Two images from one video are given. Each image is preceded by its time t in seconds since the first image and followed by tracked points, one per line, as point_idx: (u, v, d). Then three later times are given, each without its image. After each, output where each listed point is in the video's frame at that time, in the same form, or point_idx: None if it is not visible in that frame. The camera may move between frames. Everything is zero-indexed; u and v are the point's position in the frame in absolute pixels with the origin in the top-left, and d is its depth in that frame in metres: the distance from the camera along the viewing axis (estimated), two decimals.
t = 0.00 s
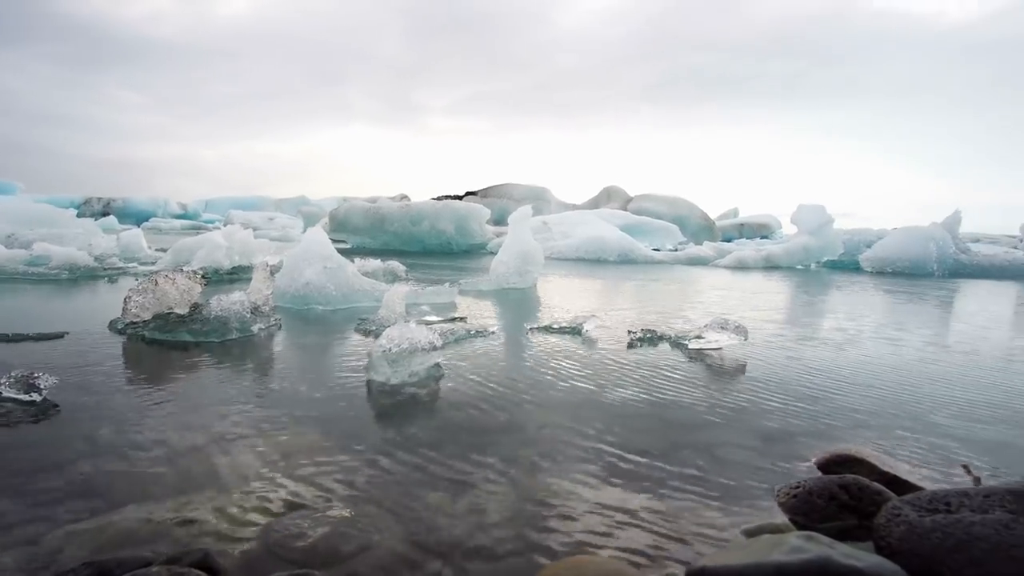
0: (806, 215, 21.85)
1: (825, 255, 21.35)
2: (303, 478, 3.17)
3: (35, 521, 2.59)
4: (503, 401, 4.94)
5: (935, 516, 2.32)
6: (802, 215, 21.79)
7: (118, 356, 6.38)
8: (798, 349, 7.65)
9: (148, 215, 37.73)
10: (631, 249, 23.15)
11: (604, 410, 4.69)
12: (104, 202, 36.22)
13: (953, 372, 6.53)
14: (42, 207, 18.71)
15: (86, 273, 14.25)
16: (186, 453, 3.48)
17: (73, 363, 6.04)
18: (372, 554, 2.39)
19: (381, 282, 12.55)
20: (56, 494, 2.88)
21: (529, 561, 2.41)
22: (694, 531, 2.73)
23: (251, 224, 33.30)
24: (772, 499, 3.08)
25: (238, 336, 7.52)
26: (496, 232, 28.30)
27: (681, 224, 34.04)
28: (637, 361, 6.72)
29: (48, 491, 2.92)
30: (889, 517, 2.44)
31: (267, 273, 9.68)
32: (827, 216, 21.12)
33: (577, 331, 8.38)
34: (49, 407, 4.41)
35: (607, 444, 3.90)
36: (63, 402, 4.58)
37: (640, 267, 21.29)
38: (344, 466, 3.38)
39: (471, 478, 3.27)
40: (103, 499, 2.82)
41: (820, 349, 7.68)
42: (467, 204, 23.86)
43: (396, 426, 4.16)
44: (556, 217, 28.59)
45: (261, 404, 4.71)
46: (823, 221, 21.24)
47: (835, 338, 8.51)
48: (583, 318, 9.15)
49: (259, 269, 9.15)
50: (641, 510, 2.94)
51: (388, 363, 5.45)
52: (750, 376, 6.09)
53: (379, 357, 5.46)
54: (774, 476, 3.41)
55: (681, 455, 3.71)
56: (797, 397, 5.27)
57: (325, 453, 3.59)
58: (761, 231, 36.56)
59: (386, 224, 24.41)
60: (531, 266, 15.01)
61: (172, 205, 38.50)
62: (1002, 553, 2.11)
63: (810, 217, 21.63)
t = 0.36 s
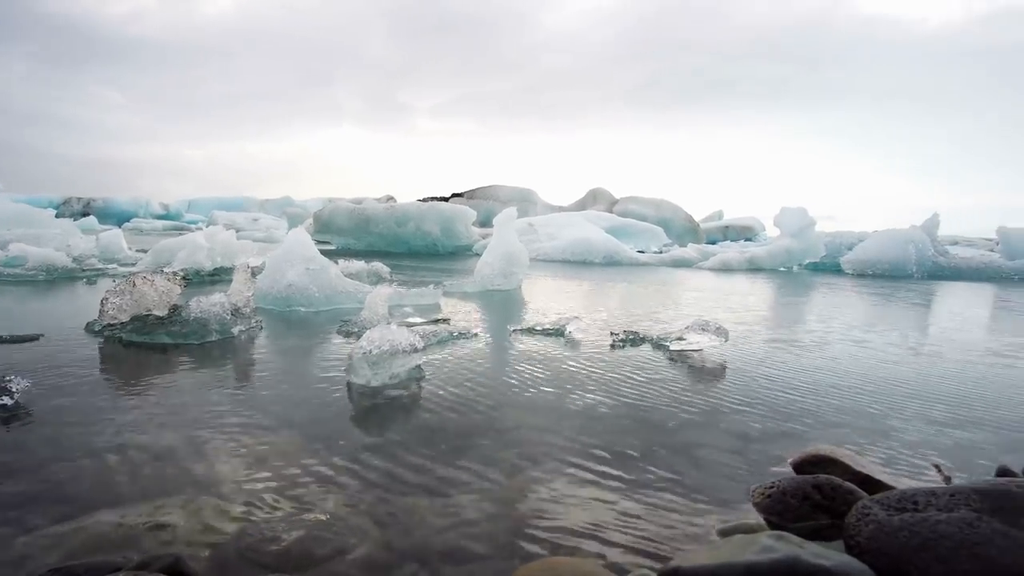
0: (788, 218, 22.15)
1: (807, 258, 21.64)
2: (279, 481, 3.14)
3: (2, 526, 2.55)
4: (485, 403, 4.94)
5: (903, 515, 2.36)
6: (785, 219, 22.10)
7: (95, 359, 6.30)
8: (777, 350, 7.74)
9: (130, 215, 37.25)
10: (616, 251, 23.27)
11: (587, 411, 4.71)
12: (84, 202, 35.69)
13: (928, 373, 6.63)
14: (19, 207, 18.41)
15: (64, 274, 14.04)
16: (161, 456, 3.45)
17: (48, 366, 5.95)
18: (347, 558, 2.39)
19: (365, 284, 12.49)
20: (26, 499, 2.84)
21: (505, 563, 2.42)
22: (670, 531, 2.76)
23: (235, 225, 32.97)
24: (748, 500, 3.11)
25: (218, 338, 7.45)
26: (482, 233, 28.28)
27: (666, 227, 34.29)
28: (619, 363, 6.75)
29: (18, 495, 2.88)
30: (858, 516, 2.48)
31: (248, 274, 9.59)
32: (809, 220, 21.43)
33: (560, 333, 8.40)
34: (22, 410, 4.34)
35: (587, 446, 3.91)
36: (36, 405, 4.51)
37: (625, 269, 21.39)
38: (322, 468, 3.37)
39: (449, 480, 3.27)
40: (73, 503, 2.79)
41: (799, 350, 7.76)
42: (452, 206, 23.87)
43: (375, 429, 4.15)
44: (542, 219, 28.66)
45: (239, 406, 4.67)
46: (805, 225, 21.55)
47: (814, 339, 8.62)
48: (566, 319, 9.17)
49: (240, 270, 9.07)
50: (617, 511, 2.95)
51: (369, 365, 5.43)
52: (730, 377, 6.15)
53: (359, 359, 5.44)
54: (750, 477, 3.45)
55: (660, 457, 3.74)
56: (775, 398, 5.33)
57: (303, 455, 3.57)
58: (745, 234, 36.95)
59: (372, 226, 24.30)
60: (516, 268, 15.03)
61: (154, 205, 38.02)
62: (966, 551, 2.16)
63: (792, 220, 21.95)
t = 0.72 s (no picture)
0: (772, 220, 22.38)
1: (790, 259, 21.87)
2: (256, 484, 3.12)
3: None
4: (467, 404, 4.93)
5: (873, 515, 2.40)
6: (768, 221, 22.32)
7: (71, 360, 6.20)
8: (758, 351, 7.81)
9: (111, 214, 36.71)
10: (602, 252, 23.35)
11: (569, 412, 4.72)
12: (64, 201, 35.12)
13: (906, 373, 6.72)
14: None
15: (42, 274, 13.81)
16: (137, 459, 3.42)
17: (23, 368, 5.86)
18: (322, 562, 2.38)
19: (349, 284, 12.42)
20: None
21: (480, 565, 2.43)
22: (647, 532, 2.77)
23: (219, 224, 32.64)
24: (725, 500, 3.14)
25: (198, 339, 7.37)
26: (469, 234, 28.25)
27: (652, 228, 34.46)
28: (601, 364, 6.77)
29: None
30: (831, 516, 2.51)
31: (229, 275, 9.50)
32: (792, 222, 21.67)
33: (544, 334, 8.41)
34: None
35: (568, 447, 3.92)
36: (11, 408, 4.45)
37: (611, 271, 21.47)
38: (300, 470, 3.35)
39: (428, 482, 3.26)
40: (45, 509, 2.76)
41: (780, 351, 7.83)
42: (439, 206, 23.81)
43: (355, 431, 4.13)
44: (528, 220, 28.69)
45: (218, 408, 4.63)
46: (788, 227, 21.78)
47: (795, 341, 8.71)
48: (550, 320, 9.18)
49: (222, 271, 8.97)
50: (595, 512, 2.96)
51: (350, 367, 5.40)
52: (711, 378, 6.20)
53: (341, 361, 5.41)
54: (727, 477, 3.49)
55: (640, 458, 3.76)
56: (755, 399, 5.37)
57: (283, 457, 3.55)
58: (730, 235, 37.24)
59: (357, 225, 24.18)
60: (501, 269, 15.03)
61: (136, 204, 37.50)
62: (933, 550, 2.20)
63: (776, 222, 22.19)
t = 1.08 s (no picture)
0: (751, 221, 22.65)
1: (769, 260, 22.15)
2: (227, 488, 3.09)
3: None
4: (445, 405, 4.92)
5: (840, 512, 2.44)
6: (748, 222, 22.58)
7: (41, 363, 6.08)
8: (736, 351, 7.90)
9: (87, 213, 36.02)
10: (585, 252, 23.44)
11: (547, 413, 4.73)
12: (38, 200, 34.40)
13: (879, 373, 6.84)
14: None
15: (12, 276, 13.52)
16: (107, 464, 3.36)
17: None
18: (292, 566, 2.36)
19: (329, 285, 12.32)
20: None
21: (452, 567, 2.42)
22: (620, 532, 2.79)
23: (199, 224, 32.20)
24: (698, 499, 3.17)
25: (172, 341, 7.26)
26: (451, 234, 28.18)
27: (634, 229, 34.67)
28: (580, 364, 6.80)
29: None
30: (799, 513, 2.55)
31: (205, 276, 9.37)
32: (771, 223, 21.95)
33: (524, 334, 8.43)
34: None
35: (545, 448, 3.93)
36: None
37: (593, 271, 21.55)
38: (274, 473, 3.32)
39: (403, 484, 3.24)
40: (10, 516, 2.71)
41: (757, 351, 7.92)
42: (421, 206, 23.74)
43: (330, 433, 4.10)
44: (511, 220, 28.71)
45: (191, 411, 4.56)
46: (767, 227, 22.06)
47: (772, 340, 8.83)
48: (530, 321, 9.20)
49: (197, 272, 8.85)
50: (569, 512, 2.97)
51: (327, 369, 5.35)
52: (689, 377, 6.26)
53: (317, 363, 5.35)
54: (702, 476, 3.52)
55: (616, 458, 3.78)
56: (731, 398, 5.43)
57: (257, 460, 3.52)
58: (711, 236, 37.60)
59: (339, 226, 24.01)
60: (483, 269, 15.02)
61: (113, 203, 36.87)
62: (896, 545, 2.24)
63: (755, 224, 22.46)
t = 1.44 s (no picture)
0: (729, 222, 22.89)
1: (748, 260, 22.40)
2: (196, 491, 3.04)
3: None
4: (422, 406, 4.91)
5: (805, 509, 2.48)
6: (727, 222, 22.82)
7: (7, 367, 5.94)
8: (713, 350, 7.98)
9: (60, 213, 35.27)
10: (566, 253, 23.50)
11: (524, 413, 4.74)
12: (9, 199, 33.60)
13: (851, 372, 6.96)
14: None
15: None
16: (73, 468, 3.30)
17: None
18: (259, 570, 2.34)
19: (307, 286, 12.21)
20: None
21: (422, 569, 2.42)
22: (591, 531, 2.80)
23: (176, 224, 31.71)
24: (670, 497, 3.19)
25: (144, 343, 7.14)
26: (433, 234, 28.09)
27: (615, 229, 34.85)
28: (559, 364, 6.82)
29: None
30: (767, 510, 2.59)
31: (180, 277, 9.22)
32: (749, 224, 22.22)
33: (503, 335, 8.43)
34: None
35: (521, 448, 3.94)
36: None
37: (575, 271, 21.62)
38: (244, 476, 3.28)
39: (376, 485, 3.22)
40: None
41: (734, 351, 8.01)
42: (402, 207, 23.65)
43: (304, 435, 4.06)
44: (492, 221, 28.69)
45: (162, 414, 4.49)
46: (746, 228, 22.31)
47: (749, 340, 8.93)
48: (510, 321, 9.20)
49: (171, 272, 8.71)
50: (541, 512, 2.98)
51: (302, 370, 5.31)
52: (666, 377, 6.31)
53: (292, 364, 5.31)
54: (675, 475, 3.55)
55: (591, 457, 3.79)
56: (706, 397, 5.48)
57: (227, 462, 3.48)
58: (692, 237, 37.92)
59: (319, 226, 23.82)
60: (464, 270, 14.99)
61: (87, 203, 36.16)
62: (858, 541, 2.28)
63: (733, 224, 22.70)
